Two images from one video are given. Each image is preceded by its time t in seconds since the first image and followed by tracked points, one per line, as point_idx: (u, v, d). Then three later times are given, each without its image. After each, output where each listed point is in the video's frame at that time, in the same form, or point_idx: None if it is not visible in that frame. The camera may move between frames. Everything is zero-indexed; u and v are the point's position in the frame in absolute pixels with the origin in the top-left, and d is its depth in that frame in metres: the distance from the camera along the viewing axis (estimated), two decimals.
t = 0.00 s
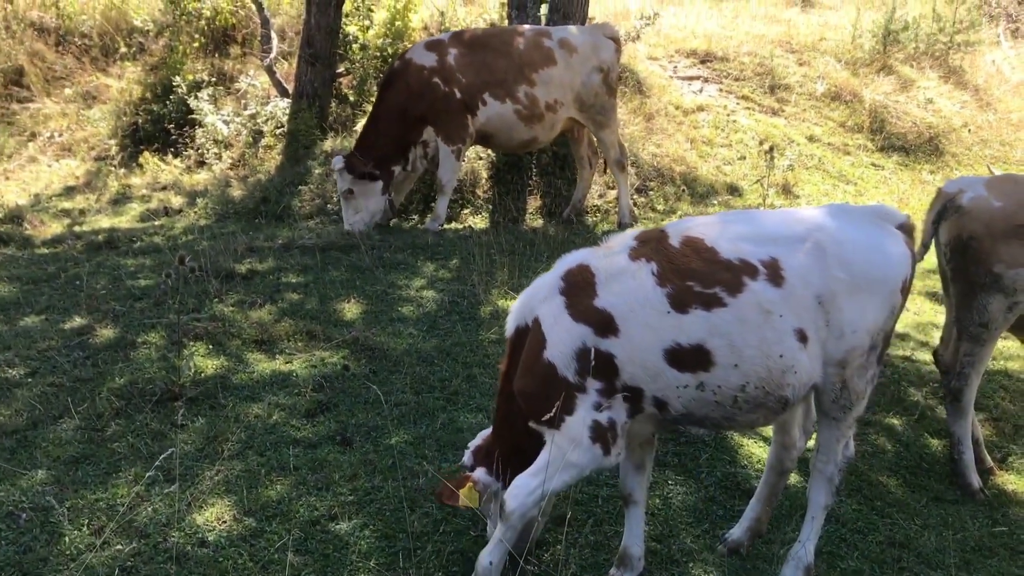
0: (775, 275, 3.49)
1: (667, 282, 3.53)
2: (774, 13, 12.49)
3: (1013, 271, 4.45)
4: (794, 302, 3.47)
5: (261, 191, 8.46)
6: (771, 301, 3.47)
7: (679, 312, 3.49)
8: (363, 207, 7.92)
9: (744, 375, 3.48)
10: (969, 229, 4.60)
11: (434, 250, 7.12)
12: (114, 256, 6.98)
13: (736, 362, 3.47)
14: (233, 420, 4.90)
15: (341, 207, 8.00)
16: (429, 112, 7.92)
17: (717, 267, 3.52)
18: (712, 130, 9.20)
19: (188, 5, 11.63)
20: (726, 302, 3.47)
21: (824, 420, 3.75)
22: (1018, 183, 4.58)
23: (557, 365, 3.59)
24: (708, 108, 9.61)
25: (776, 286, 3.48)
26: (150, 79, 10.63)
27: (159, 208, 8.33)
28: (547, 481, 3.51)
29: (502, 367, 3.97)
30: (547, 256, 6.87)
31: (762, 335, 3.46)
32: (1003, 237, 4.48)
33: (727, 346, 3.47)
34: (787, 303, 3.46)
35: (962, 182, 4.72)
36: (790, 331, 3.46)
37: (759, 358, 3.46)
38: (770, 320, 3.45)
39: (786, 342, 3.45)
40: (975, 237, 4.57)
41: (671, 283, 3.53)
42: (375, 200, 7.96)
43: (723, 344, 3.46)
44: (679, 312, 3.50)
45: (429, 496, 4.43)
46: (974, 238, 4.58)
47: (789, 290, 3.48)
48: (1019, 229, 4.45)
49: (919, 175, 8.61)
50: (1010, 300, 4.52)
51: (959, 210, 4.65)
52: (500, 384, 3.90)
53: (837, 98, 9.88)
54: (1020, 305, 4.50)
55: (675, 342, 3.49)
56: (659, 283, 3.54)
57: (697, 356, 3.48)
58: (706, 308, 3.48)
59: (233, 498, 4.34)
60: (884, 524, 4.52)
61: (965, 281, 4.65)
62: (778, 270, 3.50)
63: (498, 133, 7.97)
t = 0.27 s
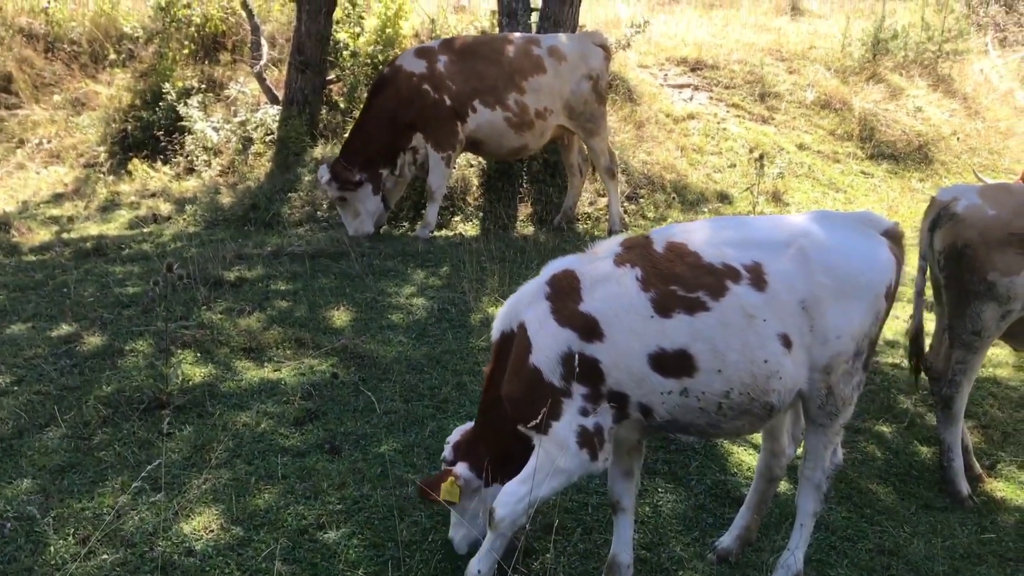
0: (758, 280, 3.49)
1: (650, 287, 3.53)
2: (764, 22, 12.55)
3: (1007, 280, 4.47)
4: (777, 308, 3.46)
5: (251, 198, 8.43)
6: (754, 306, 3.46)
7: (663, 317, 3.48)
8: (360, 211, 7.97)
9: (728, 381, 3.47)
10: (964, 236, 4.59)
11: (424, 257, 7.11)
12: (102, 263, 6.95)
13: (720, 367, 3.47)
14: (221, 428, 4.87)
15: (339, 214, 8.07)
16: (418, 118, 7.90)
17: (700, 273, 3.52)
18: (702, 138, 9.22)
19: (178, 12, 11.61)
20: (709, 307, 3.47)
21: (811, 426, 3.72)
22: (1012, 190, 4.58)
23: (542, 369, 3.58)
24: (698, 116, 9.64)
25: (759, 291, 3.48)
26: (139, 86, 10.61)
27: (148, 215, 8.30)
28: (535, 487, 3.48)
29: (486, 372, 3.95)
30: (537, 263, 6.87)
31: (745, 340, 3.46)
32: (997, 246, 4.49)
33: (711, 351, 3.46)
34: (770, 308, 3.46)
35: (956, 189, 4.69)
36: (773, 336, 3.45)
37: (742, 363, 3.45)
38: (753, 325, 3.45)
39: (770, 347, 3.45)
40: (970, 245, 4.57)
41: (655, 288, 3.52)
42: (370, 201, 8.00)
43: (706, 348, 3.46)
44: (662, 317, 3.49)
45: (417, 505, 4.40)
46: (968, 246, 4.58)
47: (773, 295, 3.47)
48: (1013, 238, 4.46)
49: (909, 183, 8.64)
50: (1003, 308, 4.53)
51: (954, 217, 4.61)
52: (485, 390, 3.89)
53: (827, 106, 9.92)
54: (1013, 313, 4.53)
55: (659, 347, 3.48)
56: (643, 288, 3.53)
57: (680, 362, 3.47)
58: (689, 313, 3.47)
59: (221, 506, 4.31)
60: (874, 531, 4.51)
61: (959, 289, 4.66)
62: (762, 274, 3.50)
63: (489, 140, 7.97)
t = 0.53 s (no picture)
0: (738, 286, 3.49)
1: (630, 291, 3.53)
2: (750, 28, 12.61)
3: (996, 284, 4.51)
4: (756, 313, 3.47)
5: (238, 204, 8.41)
6: (733, 312, 3.46)
7: (642, 322, 3.47)
8: (340, 219, 7.98)
9: (705, 388, 3.47)
10: (954, 240, 4.63)
11: (412, 263, 7.10)
12: (88, 270, 6.91)
13: (698, 373, 3.47)
14: (207, 435, 4.84)
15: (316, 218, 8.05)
16: (405, 123, 7.89)
17: (680, 278, 3.53)
18: (689, 144, 9.26)
19: (165, 17, 11.58)
20: (688, 313, 3.47)
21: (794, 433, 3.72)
22: (1000, 197, 4.65)
23: (524, 372, 3.57)
24: (685, 122, 9.67)
25: (738, 297, 3.48)
26: (126, 91, 10.57)
27: (134, 221, 8.27)
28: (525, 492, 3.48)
29: (464, 374, 3.93)
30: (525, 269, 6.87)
31: (723, 346, 3.45)
32: (987, 251, 4.53)
33: (689, 357, 3.46)
34: (749, 314, 3.46)
35: (945, 194, 4.74)
36: (752, 342, 3.45)
37: (720, 370, 3.45)
38: (732, 331, 3.45)
39: (748, 353, 3.45)
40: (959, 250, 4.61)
41: (635, 292, 3.52)
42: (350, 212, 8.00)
43: (684, 354, 3.46)
44: (641, 322, 3.48)
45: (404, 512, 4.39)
46: (958, 251, 4.62)
47: (751, 302, 3.48)
48: (1002, 243, 4.51)
49: (895, 189, 8.70)
50: (992, 313, 4.57)
51: (943, 222, 4.66)
52: (465, 394, 3.88)
53: (813, 113, 9.97)
54: (1001, 318, 4.57)
55: (637, 352, 3.47)
56: (623, 292, 3.53)
57: (659, 367, 3.47)
58: (667, 319, 3.47)
59: (207, 514, 4.28)
60: (860, 536, 4.52)
61: (948, 293, 4.69)
62: (741, 280, 3.51)
63: (477, 145, 7.98)
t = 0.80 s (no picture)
0: (716, 287, 3.51)
1: (610, 293, 3.54)
2: (736, 32, 12.67)
3: (987, 288, 4.56)
4: (734, 316, 3.48)
5: (224, 206, 8.39)
6: (711, 314, 3.48)
7: (622, 324, 3.49)
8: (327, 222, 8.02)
9: (685, 390, 3.49)
10: (945, 243, 4.67)
11: (400, 265, 7.09)
12: (73, 272, 6.88)
13: (677, 375, 3.48)
14: (192, 438, 4.83)
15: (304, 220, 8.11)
16: (391, 125, 7.88)
17: (659, 280, 3.54)
18: (676, 147, 9.29)
19: (151, 19, 11.55)
20: (666, 315, 3.49)
21: (774, 434, 3.73)
22: (989, 200, 4.70)
23: (509, 373, 3.58)
24: (672, 125, 9.71)
25: (716, 299, 3.49)
26: (111, 93, 10.54)
27: (119, 223, 8.24)
28: (513, 496, 3.48)
29: (446, 380, 3.91)
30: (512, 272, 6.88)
31: (701, 348, 3.47)
32: (977, 254, 4.58)
33: (668, 359, 3.48)
34: (727, 315, 3.48)
35: (937, 198, 4.78)
36: (730, 344, 3.47)
37: (699, 371, 3.47)
38: (710, 334, 3.47)
39: (727, 355, 3.46)
40: (950, 253, 4.65)
41: (614, 294, 3.54)
42: (337, 214, 8.05)
43: (663, 356, 3.47)
44: (620, 324, 3.50)
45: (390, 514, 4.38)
46: (949, 254, 4.66)
47: (729, 303, 3.49)
48: (992, 246, 4.55)
49: (880, 192, 8.75)
50: (982, 317, 4.61)
51: (934, 225, 4.70)
52: (448, 400, 3.84)
53: (799, 116, 10.02)
54: (992, 321, 4.61)
55: (617, 353, 3.49)
56: (603, 294, 3.55)
57: (639, 369, 3.48)
58: (646, 321, 3.48)
59: (192, 517, 4.27)
60: (845, 537, 4.54)
61: (939, 296, 4.72)
62: (719, 282, 3.52)
63: (464, 147, 7.97)
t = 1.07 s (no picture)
0: (703, 286, 3.51)
1: (598, 294, 3.54)
2: (727, 32, 12.68)
3: (986, 289, 4.59)
4: (721, 314, 3.49)
5: (214, 204, 8.36)
6: (699, 313, 3.48)
7: (610, 324, 3.49)
8: (315, 220, 7.90)
9: (673, 389, 3.48)
10: (944, 244, 4.70)
11: (390, 264, 7.07)
12: (61, 271, 6.84)
13: (666, 374, 3.48)
14: (180, 438, 4.80)
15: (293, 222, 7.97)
16: (381, 124, 7.88)
17: (647, 280, 3.54)
18: (667, 146, 9.30)
19: (140, 17, 11.49)
20: (654, 314, 3.48)
21: (761, 432, 3.74)
22: (989, 200, 4.70)
23: (497, 374, 3.55)
24: (663, 125, 9.71)
25: (704, 298, 3.50)
26: (100, 90, 10.49)
27: (108, 222, 8.20)
28: (504, 497, 3.47)
29: (434, 381, 3.88)
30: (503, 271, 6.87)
31: (689, 347, 3.47)
32: (976, 255, 4.61)
33: (657, 358, 3.47)
34: (714, 314, 3.48)
35: (937, 198, 4.81)
36: (718, 343, 3.47)
37: (688, 371, 3.47)
38: (698, 332, 3.47)
39: (715, 353, 3.47)
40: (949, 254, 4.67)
41: (602, 295, 3.54)
42: (327, 213, 7.92)
43: (652, 356, 3.47)
44: (608, 324, 3.50)
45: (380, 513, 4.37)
46: (948, 255, 4.69)
47: (716, 302, 3.50)
48: (992, 248, 4.57)
49: (870, 192, 8.78)
50: (980, 317, 4.63)
51: (934, 226, 4.72)
52: (437, 401, 3.82)
53: (790, 116, 10.04)
54: (990, 322, 4.64)
55: (606, 353, 3.48)
56: (591, 294, 3.55)
57: (628, 368, 3.48)
58: (634, 321, 3.48)
59: (180, 517, 4.25)
60: (834, 536, 4.54)
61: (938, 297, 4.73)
62: (706, 281, 3.52)
63: (454, 145, 7.95)
